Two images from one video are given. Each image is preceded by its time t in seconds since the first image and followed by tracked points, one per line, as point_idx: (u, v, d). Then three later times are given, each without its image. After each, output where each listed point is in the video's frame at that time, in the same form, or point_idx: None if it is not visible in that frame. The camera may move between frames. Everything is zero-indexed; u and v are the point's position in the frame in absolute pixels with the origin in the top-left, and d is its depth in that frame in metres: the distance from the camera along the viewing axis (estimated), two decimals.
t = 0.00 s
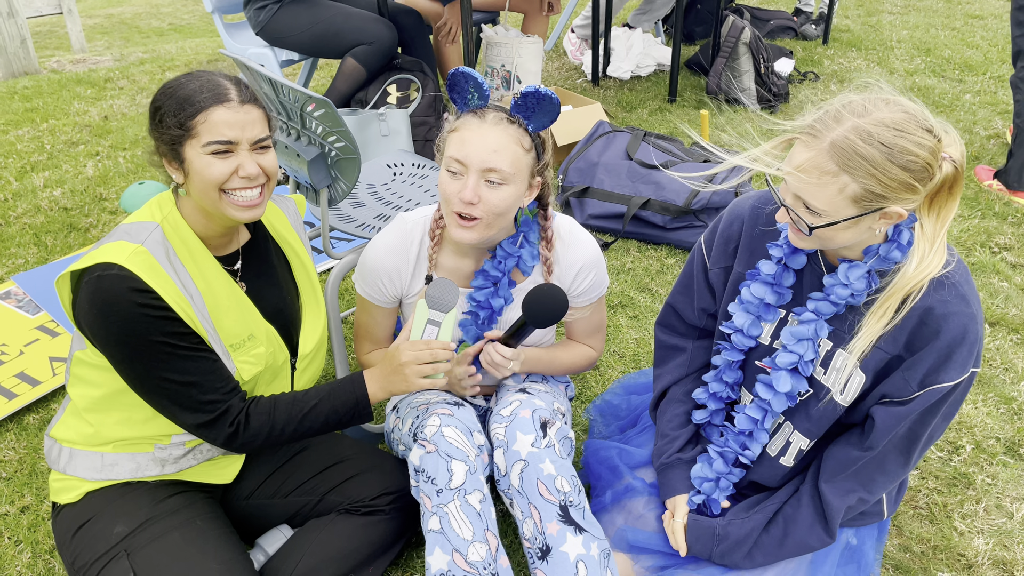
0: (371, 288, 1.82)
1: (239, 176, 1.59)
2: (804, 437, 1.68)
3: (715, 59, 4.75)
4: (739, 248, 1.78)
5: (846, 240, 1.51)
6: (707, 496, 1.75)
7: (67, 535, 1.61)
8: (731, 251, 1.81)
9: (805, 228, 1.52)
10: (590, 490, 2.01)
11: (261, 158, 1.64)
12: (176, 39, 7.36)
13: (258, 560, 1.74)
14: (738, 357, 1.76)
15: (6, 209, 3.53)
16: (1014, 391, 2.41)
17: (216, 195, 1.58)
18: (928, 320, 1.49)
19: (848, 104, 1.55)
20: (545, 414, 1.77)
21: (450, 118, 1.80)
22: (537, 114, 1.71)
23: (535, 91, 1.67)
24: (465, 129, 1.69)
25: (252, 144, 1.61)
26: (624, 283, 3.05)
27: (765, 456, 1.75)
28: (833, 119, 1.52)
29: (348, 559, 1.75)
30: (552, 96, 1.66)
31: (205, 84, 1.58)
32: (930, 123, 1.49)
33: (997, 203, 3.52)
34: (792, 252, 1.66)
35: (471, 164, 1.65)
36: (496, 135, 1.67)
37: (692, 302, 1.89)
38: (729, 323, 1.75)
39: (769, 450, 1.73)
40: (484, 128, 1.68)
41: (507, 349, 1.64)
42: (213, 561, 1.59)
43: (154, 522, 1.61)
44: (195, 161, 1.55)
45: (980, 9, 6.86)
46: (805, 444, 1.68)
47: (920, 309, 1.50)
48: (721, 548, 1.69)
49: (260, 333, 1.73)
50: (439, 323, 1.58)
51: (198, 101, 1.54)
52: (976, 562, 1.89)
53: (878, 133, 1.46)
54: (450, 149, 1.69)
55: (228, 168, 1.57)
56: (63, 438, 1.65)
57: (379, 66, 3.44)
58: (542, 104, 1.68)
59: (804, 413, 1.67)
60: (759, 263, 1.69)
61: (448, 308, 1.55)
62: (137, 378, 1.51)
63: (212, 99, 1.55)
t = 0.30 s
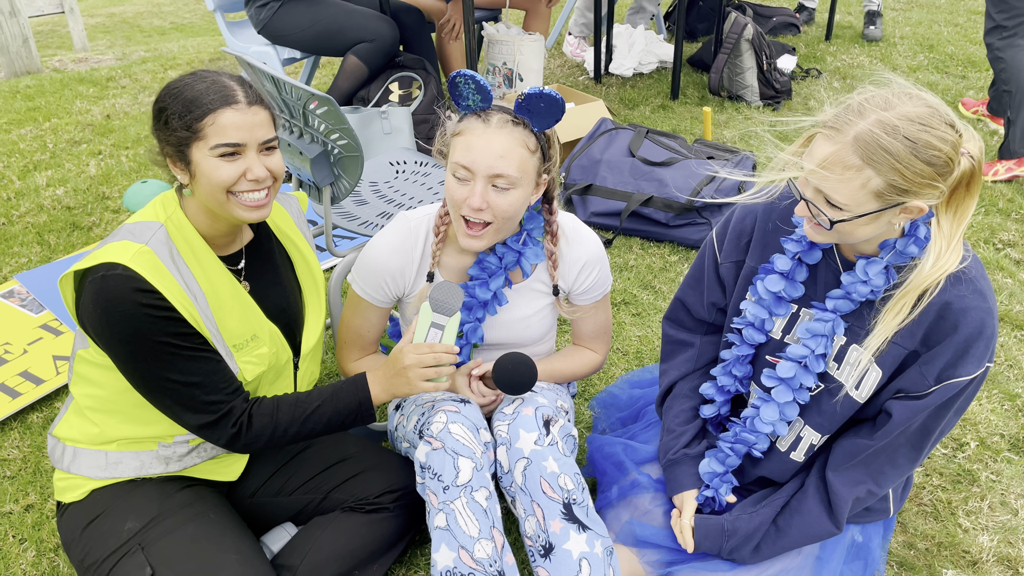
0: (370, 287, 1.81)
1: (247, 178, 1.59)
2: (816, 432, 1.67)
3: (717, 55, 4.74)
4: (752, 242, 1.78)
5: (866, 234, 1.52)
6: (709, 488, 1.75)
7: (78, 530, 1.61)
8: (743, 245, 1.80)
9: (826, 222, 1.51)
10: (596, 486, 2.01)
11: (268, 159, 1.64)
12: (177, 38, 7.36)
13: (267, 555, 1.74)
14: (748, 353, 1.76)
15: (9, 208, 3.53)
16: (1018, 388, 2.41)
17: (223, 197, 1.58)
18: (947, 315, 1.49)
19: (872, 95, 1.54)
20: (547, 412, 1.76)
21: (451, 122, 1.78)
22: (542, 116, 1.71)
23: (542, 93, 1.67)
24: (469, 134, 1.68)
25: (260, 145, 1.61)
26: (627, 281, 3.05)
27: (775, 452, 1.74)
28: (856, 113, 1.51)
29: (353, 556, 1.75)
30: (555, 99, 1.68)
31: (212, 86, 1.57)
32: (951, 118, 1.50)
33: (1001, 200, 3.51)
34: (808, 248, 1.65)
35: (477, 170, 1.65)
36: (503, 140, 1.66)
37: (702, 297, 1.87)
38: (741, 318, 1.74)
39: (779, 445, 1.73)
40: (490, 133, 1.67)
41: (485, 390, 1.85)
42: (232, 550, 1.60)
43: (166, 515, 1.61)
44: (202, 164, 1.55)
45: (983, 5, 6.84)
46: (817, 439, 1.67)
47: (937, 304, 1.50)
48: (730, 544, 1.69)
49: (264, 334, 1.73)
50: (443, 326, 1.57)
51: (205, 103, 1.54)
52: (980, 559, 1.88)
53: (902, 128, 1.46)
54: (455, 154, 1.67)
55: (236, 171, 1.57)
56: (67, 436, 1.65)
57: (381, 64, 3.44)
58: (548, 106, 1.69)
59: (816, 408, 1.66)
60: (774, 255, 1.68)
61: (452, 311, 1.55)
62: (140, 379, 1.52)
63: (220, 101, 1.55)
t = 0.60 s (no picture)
0: (373, 284, 1.82)
1: (247, 175, 1.59)
2: (815, 427, 1.67)
3: (717, 52, 4.74)
4: (749, 238, 1.78)
5: (865, 229, 1.52)
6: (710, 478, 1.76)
7: (72, 532, 1.62)
8: (740, 241, 1.81)
9: (827, 219, 1.52)
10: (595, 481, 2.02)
11: (268, 154, 1.65)
12: (178, 36, 7.37)
13: (264, 554, 1.75)
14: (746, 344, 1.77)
15: (10, 206, 3.54)
16: (1018, 384, 2.41)
17: (225, 193, 1.59)
18: (947, 307, 1.49)
19: (878, 90, 1.54)
20: (551, 407, 1.77)
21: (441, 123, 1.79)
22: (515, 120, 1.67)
23: (505, 97, 1.63)
24: (446, 144, 1.69)
25: (260, 141, 1.62)
26: (626, 278, 3.06)
27: (776, 445, 1.74)
28: (863, 107, 1.51)
29: (352, 553, 1.76)
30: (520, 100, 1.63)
31: (210, 83, 1.57)
32: (951, 112, 1.49)
33: (1001, 196, 3.51)
34: (806, 243, 1.65)
35: (454, 178, 1.66)
36: (476, 146, 1.65)
37: (699, 292, 1.88)
38: (739, 311, 1.75)
39: (778, 439, 1.74)
40: (465, 139, 1.67)
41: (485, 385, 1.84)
42: (213, 556, 1.59)
43: (159, 517, 1.62)
44: (202, 161, 1.56)
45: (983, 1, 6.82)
46: (816, 433, 1.68)
47: (938, 297, 1.50)
48: (734, 542, 1.69)
49: (265, 330, 1.74)
50: (442, 326, 1.58)
51: (204, 100, 1.54)
52: (979, 555, 1.89)
53: (903, 122, 1.46)
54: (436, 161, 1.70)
55: (236, 167, 1.58)
56: (69, 433, 1.65)
57: (380, 63, 3.47)
58: (516, 108, 1.65)
59: (814, 401, 1.67)
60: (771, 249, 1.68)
61: (451, 312, 1.57)
62: (141, 375, 1.52)
63: (218, 98, 1.55)
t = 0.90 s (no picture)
0: (368, 282, 1.80)
1: (236, 168, 1.56)
2: (806, 421, 1.66)
3: (714, 46, 4.70)
4: (731, 235, 1.76)
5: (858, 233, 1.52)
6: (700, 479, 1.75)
7: (59, 533, 1.59)
8: (724, 239, 1.78)
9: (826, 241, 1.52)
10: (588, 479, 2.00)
11: (256, 146, 1.62)
12: (173, 30, 7.31)
13: (253, 557, 1.73)
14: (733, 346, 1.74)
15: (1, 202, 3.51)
16: (1017, 380, 2.39)
17: (215, 186, 1.56)
18: (932, 293, 1.46)
19: (818, 104, 1.48)
20: (565, 401, 1.76)
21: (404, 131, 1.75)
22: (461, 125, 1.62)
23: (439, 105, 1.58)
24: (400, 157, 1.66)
25: (248, 132, 1.59)
26: (623, 274, 3.03)
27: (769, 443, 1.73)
28: (810, 136, 1.45)
29: (346, 553, 1.74)
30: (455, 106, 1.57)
31: (195, 75, 1.54)
32: (891, 97, 1.44)
33: (999, 191, 3.49)
34: (785, 238, 1.64)
35: (412, 191, 1.63)
36: (426, 155, 1.61)
37: (686, 291, 1.87)
38: (723, 311, 1.72)
39: (771, 436, 1.72)
40: (416, 149, 1.63)
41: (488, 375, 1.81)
42: (201, 558, 1.57)
43: (145, 517, 1.60)
44: (190, 154, 1.53)
45: None
46: (807, 428, 1.66)
47: (921, 284, 1.47)
48: (728, 537, 1.67)
49: (257, 327, 1.71)
50: (437, 321, 1.54)
51: (190, 92, 1.52)
52: (978, 553, 1.87)
53: (855, 139, 1.41)
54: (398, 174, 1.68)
55: (224, 160, 1.55)
56: (57, 433, 1.63)
57: (376, 57, 3.41)
58: (453, 112, 1.59)
59: (806, 396, 1.65)
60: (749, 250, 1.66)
61: (446, 307, 1.53)
62: (131, 372, 1.50)
63: (204, 90, 1.52)
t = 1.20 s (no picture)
0: (364, 281, 1.80)
1: (231, 169, 1.56)
2: (794, 417, 1.66)
3: (711, 43, 4.70)
4: (716, 233, 1.77)
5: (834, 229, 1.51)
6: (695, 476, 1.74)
7: (57, 529, 1.59)
8: (709, 238, 1.80)
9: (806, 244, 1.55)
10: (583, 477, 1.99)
11: (252, 148, 1.61)
12: (169, 28, 7.29)
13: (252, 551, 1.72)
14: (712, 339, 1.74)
15: None
16: (1012, 377, 2.40)
17: (210, 187, 1.56)
18: (910, 285, 1.46)
19: (774, 114, 1.49)
20: (555, 400, 1.75)
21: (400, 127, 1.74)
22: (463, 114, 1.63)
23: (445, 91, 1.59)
24: (400, 146, 1.64)
25: (244, 133, 1.58)
26: (620, 271, 3.03)
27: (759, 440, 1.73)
28: (770, 147, 1.45)
29: (343, 551, 1.73)
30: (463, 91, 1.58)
31: (191, 73, 1.53)
32: (841, 95, 1.46)
33: (995, 188, 3.49)
34: (764, 234, 1.63)
35: (412, 180, 1.61)
36: (427, 145, 1.60)
37: (673, 291, 1.87)
38: (700, 304, 1.74)
39: (760, 433, 1.72)
40: (415, 140, 1.62)
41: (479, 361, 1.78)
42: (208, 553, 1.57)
43: (145, 514, 1.59)
44: (184, 155, 1.53)
45: None
46: (795, 424, 1.66)
47: (900, 276, 1.47)
48: (720, 525, 1.67)
49: (252, 325, 1.71)
50: (433, 317, 1.53)
51: (186, 91, 1.50)
52: (974, 549, 1.87)
53: (813, 145, 1.41)
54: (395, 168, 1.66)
55: (219, 161, 1.54)
56: (52, 430, 1.62)
57: (371, 55, 3.44)
58: (458, 100, 1.61)
59: (791, 391, 1.65)
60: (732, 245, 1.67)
61: (441, 302, 1.51)
62: (126, 370, 1.49)
63: (200, 90, 1.51)
